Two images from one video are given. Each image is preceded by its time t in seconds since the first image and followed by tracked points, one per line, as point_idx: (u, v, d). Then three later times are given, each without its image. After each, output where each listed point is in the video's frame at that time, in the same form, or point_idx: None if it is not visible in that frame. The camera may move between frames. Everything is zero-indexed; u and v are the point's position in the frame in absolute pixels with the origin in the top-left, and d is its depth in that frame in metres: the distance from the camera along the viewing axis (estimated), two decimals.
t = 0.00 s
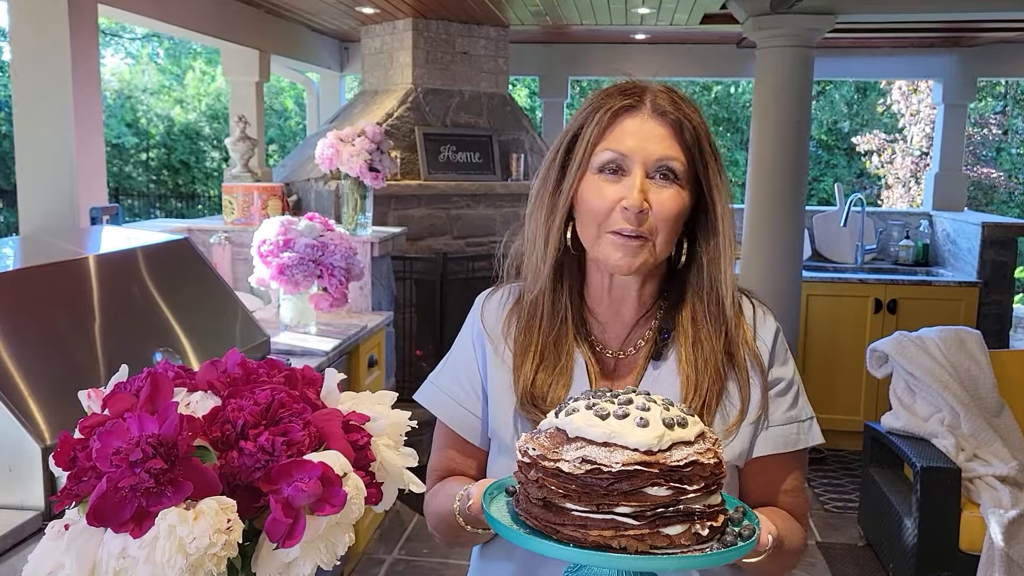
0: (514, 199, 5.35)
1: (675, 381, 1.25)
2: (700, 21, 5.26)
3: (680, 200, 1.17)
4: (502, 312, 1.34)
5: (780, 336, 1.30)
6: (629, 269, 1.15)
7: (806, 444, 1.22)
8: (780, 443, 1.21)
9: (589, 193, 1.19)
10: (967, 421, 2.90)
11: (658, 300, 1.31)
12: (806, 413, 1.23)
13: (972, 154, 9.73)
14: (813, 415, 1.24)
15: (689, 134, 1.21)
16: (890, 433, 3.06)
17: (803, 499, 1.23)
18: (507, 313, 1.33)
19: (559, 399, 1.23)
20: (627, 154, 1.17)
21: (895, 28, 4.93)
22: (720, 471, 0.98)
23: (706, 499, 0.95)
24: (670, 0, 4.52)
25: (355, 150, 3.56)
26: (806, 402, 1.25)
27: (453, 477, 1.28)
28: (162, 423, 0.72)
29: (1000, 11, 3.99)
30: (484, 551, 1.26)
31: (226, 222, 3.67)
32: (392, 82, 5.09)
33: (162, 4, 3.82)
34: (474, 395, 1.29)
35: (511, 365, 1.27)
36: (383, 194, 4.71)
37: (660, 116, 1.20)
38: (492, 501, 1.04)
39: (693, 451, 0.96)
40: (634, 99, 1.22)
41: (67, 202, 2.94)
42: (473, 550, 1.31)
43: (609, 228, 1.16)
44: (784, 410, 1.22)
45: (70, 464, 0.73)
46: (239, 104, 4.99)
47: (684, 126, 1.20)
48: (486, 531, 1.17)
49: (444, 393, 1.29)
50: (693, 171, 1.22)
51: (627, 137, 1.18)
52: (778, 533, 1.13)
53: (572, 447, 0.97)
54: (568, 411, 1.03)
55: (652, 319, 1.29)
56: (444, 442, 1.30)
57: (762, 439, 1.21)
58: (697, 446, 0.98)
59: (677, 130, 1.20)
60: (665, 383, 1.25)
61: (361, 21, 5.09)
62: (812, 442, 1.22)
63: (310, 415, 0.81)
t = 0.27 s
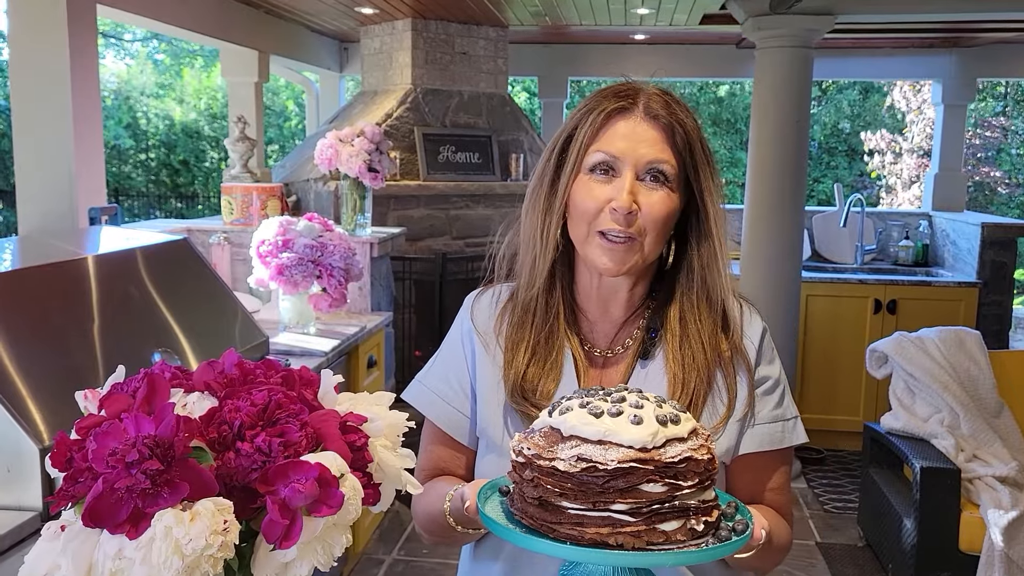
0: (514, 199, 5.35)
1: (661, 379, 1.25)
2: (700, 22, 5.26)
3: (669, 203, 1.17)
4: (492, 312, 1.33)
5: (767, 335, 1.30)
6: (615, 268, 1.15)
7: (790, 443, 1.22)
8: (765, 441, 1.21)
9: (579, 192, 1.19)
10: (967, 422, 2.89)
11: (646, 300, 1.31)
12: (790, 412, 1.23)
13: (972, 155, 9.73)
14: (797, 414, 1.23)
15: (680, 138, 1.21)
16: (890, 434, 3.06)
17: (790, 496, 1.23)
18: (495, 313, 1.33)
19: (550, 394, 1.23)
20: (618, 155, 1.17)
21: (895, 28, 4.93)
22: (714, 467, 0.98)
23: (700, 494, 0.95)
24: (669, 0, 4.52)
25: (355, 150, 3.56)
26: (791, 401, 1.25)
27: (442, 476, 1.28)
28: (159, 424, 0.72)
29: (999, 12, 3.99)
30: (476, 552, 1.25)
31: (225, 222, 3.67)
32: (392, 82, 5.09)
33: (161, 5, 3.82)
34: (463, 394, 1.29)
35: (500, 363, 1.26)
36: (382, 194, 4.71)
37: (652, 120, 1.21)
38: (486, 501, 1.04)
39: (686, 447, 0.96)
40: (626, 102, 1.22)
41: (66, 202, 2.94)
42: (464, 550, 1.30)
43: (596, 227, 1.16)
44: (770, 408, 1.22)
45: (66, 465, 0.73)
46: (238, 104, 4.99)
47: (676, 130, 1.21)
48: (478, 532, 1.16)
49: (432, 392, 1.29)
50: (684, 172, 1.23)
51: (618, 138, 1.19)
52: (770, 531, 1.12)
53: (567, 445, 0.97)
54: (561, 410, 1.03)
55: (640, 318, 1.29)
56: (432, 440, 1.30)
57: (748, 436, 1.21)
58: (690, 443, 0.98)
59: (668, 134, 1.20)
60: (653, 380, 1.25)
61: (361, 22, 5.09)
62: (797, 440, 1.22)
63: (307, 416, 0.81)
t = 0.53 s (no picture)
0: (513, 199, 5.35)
1: (657, 381, 1.25)
2: (700, 21, 5.25)
3: (662, 189, 1.17)
4: (484, 313, 1.33)
5: (762, 337, 1.30)
6: (607, 257, 1.14)
7: (785, 445, 1.22)
8: (759, 445, 1.21)
9: (572, 179, 1.19)
10: (967, 421, 2.89)
11: (641, 300, 1.31)
12: (784, 415, 1.23)
13: (972, 155, 9.73)
14: (791, 416, 1.23)
15: (674, 129, 1.22)
16: (889, 434, 3.06)
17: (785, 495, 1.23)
18: (488, 314, 1.32)
19: (544, 398, 1.23)
20: (612, 141, 1.18)
21: (895, 27, 4.93)
22: (711, 460, 0.98)
23: (698, 486, 0.95)
24: None
25: (354, 150, 3.56)
26: (785, 405, 1.25)
27: (432, 477, 1.27)
28: (156, 424, 0.72)
29: (999, 11, 3.98)
30: (469, 552, 1.25)
31: (225, 222, 3.66)
32: (391, 81, 5.09)
33: (160, 4, 3.82)
34: (456, 397, 1.28)
35: (493, 365, 1.26)
36: (382, 194, 4.71)
37: (646, 109, 1.22)
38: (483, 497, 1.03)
39: (685, 439, 0.96)
40: (620, 92, 1.22)
41: (66, 201, 2.94)
42: (456, 550, 1.29)
43: (590, 214, 1.15)
44: (765, 411, 1.22)
45: (63, 465, 0.72)
46: (238, 103, 4.99)
47: (668, 118, 1.21)
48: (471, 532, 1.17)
49: (424, 393, 1.28)
50: (678, 166, 1.23)
51: (612, 127, 1.19)
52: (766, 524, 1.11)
53: (565, 437, 0.97)
54: (559, 404, 1.03)
55: (634, 319, 1.29)
56: (422, 441, 1.29)
57: (744, 440, 1.21)
58: (688, 435, 0.98)
59: (661, 122, 1.21)
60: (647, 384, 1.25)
61: (360, 21, 5.08)
62: (791, 443, 1.22)
63: (305, 415, 0.81)
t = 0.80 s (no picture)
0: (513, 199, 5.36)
1: (657, 381, 1.25)
2: (699, 21, 5.26)
3: (659, 184, 1.18)
4: (486, 312, 1.33)
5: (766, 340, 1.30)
6: (599, 248, 1.14)
7: (784, 450, 1.22)
8: (761, 449, 1.21)
9: (571, 171, 1.19)
10: (967, 421, 2.89)
11: (643, 303, 1.31)
12: (785, 419, 1.23)
13: (972, 155, 9.74)
14: (792, 420, 1.24)
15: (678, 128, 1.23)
16: (889, 433, 3.06)
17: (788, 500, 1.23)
18: (491, 312, 1.32)
19: (546, 395, 1.23)
20: (611, 136, 1.19)
21: (895, 27, 4.93)
22: (714, 467, 0.98)
23: (702, 494, 0.95)
24: None
25: (354, 149, 3.55)
26: (787, 408, 1.25)
27: (433, 477, 1.27)
28: (158, 423, 0.72)
29: (999, 11, 3.99)
30: (468, 555, 1.25)
31: (225, 221, 3.66)
32: (391, 81, 5.09)
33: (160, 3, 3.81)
34: (457, 397, 1.28)
35: (494, 365, 1.26)
36: (382, 193, 4.72)
37: (649, 105, 1.23)
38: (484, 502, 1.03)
39: (688, 447, 0.96)
40: (624, 89, 1.24)
41: (66, 201, 2.94)
42: (455, 552, 1.29)
43: (585, 207, 1.15)
44: (767, 414, 1.22)
45: (64, 464, 0.72)
46: (238, 103, 4.99)
47: (669, 115, 1.22)
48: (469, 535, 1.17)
49: (424, 392, 1.28)
50: (679, 168, 1.23)
51: (613, 122, 1.21)
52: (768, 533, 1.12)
53: (568, 444, 0.97)
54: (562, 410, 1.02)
55: (636, 320, 1.29)
56: (421, 441, 1.29)
57: (749, 442, 1.22)
58: (692, 442, 0.98)
59: (663, 119, 1.22)
60: (648, 384, 1.25)
61: (360, 21, 5.08)
62: (791, 448, 1.22)
63: (306, 414, 0.81)
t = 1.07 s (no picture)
0: (514, 200, 5.36)
1: (662, 383, 1.26)
2: (700, 23, 5.26)
3: (683, 204, 1.17)
4: (488, 316, 1.34)
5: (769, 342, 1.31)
6: (625, 269, 1.15)
7: (790, 451, 1.22)
8: (764, 450, 1.21)
9: (593, 190, 1.18)
10: (966, 422, 2.90)
11: (647, 306, 1.31)
12: (791, 420, 1.23)
13: (971, 156, 9.75)
14: (797, 422, 1.24)
15: (695, 141, 1.22)
16: (889, 435, 3.07)
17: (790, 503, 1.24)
18: (493, 317, 1.33)
19: (550, 399, 1.23)
20: (635, 154, 1.17)
21: (895, 30, 4.94)
22: (717, 472, 0.98)
23: (704, 499, 0.95)
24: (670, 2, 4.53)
25: (355, 151, 3.56)
26: (792, 408, 1.25)
27: (436, 481, 1.28)
28: (163, 424, 0.72)
29: (999, 14, 4.00)
30: (471, 558, 1.26)
31: (226, 223, 3.66)
32: (392, 83, 5.09)
33: (161, 5, 3.82)
34: (459, 400, 1.28)
35: (497, 367, 1.27)
36: (382, 195, 4.72)
37: (670, 120, 1.21)
38: (485, 507, 1.03)
39: (692, 451, 0.97)
40: (644, 101, 1.22)
41: (67, 201, 2.94)
42: (458, 555, 1.31)
43: (610, 228, 1.16)
44: (771, 415, 1.23)
45: (70, 465, 0.73)
46: (238, 104, 4.99)
47: (690, 130, 1.22)
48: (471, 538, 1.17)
49: (427, 395, 1.28)
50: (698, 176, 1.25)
51: (636, 138, 1.19)
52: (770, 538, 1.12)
53: (570, 449, 0.97)
54: (564, 413, 1.03)
55: (641, 323, 1.30)
56: (424, 444, 1.30)
57: (749, 444, 1.22)
58: (695, 447, 0.98)
59: (683, 134, 1.21)
60: (653, 384, 1.26)
61: (361, 23, 5.09)
62: (797, 449, 1.22)
63: (310, 416, 0.81)
